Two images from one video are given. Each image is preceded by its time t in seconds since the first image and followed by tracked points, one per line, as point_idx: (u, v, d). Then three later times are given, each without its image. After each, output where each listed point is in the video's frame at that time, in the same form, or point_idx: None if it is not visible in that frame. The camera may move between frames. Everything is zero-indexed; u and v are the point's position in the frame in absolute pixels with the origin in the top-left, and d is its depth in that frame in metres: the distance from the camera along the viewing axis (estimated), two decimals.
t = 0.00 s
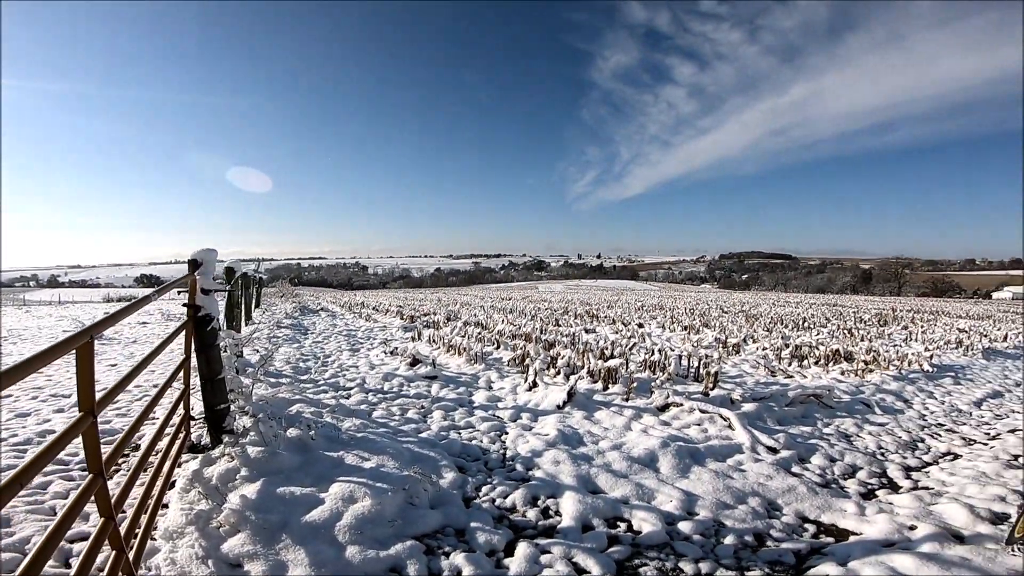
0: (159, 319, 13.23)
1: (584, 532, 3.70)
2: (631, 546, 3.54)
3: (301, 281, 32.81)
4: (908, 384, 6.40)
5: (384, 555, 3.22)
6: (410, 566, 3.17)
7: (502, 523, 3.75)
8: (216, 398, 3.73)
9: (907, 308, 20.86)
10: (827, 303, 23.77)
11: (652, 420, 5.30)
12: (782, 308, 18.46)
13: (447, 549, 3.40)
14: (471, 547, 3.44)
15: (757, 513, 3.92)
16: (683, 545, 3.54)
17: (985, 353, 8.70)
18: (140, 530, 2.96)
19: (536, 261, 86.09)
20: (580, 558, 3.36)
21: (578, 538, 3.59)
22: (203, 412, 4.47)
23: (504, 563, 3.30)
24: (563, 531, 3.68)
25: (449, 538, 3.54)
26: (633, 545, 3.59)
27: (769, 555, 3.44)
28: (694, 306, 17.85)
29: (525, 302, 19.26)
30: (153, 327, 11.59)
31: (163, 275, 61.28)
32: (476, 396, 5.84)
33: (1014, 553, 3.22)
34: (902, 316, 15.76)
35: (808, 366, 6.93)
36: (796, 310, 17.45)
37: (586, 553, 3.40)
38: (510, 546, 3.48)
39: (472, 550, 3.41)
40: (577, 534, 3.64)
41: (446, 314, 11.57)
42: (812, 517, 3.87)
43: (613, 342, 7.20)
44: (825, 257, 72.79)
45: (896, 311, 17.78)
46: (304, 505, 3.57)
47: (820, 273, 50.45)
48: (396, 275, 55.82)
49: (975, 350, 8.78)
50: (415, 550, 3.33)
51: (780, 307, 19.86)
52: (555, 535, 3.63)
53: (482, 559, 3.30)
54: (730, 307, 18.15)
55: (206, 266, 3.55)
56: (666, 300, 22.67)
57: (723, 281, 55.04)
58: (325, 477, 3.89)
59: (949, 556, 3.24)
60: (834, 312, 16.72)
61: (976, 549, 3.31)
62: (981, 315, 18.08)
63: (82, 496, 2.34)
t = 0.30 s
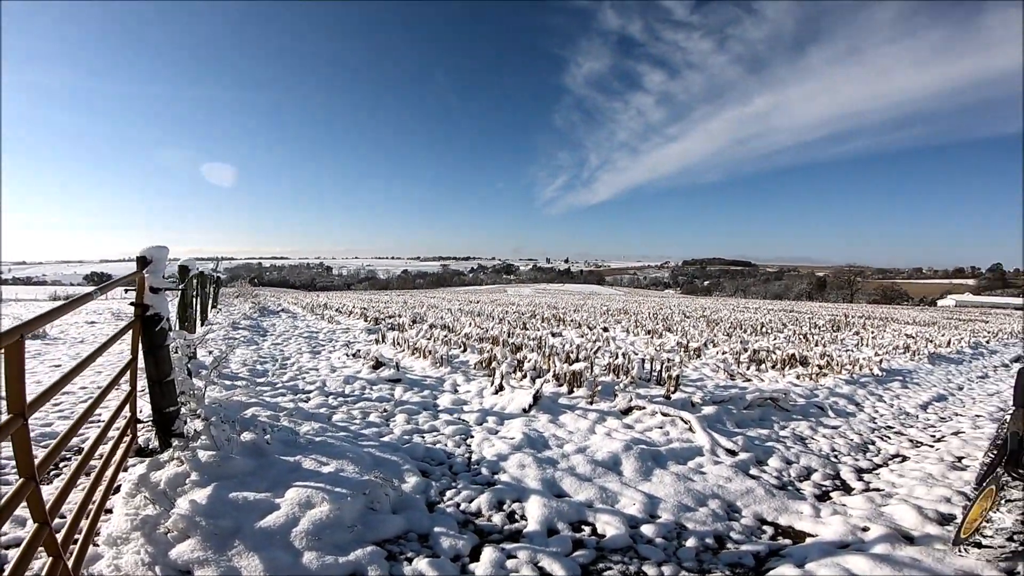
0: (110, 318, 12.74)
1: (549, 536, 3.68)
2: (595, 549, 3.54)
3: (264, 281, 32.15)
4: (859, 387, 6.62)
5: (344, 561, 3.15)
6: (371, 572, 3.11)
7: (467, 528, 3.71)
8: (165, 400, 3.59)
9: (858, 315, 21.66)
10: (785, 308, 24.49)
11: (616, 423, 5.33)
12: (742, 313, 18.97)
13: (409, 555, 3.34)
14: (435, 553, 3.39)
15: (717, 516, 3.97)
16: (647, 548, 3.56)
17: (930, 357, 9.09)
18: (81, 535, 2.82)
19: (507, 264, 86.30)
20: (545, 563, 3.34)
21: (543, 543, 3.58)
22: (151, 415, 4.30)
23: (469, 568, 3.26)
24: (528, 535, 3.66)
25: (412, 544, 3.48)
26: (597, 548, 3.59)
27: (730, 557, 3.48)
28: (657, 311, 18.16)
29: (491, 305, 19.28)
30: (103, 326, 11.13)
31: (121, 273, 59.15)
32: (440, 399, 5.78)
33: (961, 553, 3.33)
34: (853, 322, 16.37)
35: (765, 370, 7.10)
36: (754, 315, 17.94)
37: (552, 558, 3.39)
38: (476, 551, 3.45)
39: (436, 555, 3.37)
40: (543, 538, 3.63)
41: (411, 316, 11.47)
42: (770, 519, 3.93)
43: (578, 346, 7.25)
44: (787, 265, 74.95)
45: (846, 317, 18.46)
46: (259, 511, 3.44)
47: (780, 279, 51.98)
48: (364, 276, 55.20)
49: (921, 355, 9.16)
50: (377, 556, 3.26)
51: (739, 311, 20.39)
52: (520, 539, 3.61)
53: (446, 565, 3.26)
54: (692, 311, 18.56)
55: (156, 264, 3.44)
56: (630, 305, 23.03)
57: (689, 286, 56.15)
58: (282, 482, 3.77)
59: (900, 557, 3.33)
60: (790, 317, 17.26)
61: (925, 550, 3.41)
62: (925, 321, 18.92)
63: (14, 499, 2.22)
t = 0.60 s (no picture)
0: (69, 316, 12.34)
1: (518, 542, 3.63)
2: (563, 555, 3.50)
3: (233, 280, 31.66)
4: (822, 393, 6.74)
5: (302, 567, 3.06)
6: None
7: (433, 533, 3.64)
8: (117, 400, 3.48)
9: (824, 322, 22.18)
10: (755, 315, 24.97)
11: (585, 427, 5.33)
12: (711, 319, 19.31)
13: (372, 560, 3.27)
14: (399, 558, 3.33)
15: (683, 521, 3.97)
16: (614, 554, 3.53)
17: (889, 364, 9.33)
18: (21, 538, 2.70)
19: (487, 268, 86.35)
20: (513, 568, 3.29)
21: (512, 548, 3.52)
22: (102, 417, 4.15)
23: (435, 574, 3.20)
24: (497, 541, 3.61)
25: (375, 549, 3.41)
26: (565, 554, 3.55)
27: (696, 563, 3.47)
28: (629, 315, 18.35)
29: (465, 308, 19.24)
30: (61, 324, 10.77)
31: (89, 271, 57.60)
32: (409, 403, 5.71)
33: (919, 558, 3.35)
34: (818, 329, 16.74)
35: (733, 375, 7.19)
36: (723, 321, 18.25)
37: (519, 564, 3.34)
38: (442, 557, 3.39)
39: (401, 561, 3.30)
40: (511, 544, 3.57)
41: (383, 318, 11.38)
42: (735, 524, 3.94)
43: (550, 350, 7.26)
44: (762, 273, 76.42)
45: (812, 324, 18.89)
46: (214, 515, 3.33)
47: (754, 287, 52.93)
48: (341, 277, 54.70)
49: (882, 361, 9.40)
50: (338, 562, 3.18)
51: (709, 317, 20.72)
52: (488, 545, 3.55)
53: (411, 571, 3.19)
54: (662, 317, 18.82)
55: (109, 259, 3.34)
56: (604, 309, 23.23)
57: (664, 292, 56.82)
58: (240, 486, 3.67)
59: (862, 563, 3.35)
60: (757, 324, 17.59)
61: (886, 555, 3.44)
62: (886, 330, 19.49)
63: None
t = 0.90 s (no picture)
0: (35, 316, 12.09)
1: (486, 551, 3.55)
2: (533, 564, 3.44)
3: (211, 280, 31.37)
4: (790, 402, 6.84)
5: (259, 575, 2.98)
6: None
7: (400, 540, 3.55)
8: (70, 401, 3.40)
9: (798, 331, 22.51)
10: (731, 324, 25.28)
11: (557, 434, 5.31)
12: (686, 327, 19.58)
13: (334, 567, 3.19)
14: (363, 566, 3.26)
15: (651, 529, 3.93)
16: (582, 562, 3.48)
17: (857, 372, 9.50)
18: None
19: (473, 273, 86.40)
20: None
21: (481, 556, 3.44)
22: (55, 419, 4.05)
23: None
24: (466, 549, 3.53)
25: (338, 556, 3.32)
26: (535, 562, 3.48)
27: (663, 571, 3.43)
28: (606, 322, 18.52)
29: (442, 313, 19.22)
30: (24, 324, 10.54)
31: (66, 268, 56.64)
32: (379, 408, 5.66)
33: (881, 567, 3.25)
34: (790, 338, 17.02)
35: (704, 383, 7.25)
36: (698, 329, 18.47)
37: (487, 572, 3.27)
38: (409, 564, 3.31)
39: (365, 569, 3.23)
40: (480, 552, 3.49)
41: (357, 321, 11.34)
42: (702, 533, 3.90)
43: (525, 357, 7.30)
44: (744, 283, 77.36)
45: (783, 333, 19.19)
46: (169, 519, 3.25)
47: (736, 295, 53.57)
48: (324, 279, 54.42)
49: (849, 370, 9.56)
50: (296, 569, 3.09)
51: (685, 326, 20.95)
52: (456, 553, 3.47)
53: None
54: (638, 324, 19.03)
55: (66, 258, 3.29)
56: (583, 315, 23.40)
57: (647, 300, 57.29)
58: (197, 490, 3.59)
59: (825, 571, 3.28)
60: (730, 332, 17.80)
61: (848, 563, 3.35)
62: (856, 339, 19.92)
63: None
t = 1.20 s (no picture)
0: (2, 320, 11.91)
1: (455, 559, 3.39)
2: (502, 572, 3.28)
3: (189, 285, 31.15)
4: (761, 408, 6.93)
5: None
6: None
7: (366, 548, 3.42)
8: (23, 405, 3.32)
9: (773, 338, 22.90)
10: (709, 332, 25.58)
11: (531, 441, 5.29)
12: (663, 334, 19.85)
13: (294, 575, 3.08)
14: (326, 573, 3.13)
15: (622, 536, 3.81)
16: (554, 570, 3.33)
17: (827, 379, 9.65)
18: None
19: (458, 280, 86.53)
20: None
21: (450, 564, 3.30)
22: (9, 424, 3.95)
23: None
24: (435, 557, 3.37)
25: (301, 564, 3.21)
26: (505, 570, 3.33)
27: None
28: (585, 329, 18.73)
29: (420, 319, 19.25)
30: None
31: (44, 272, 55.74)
32: (350, 414, 5.61)
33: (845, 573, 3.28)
34: (764, 345, 17.29)
35: (678, 390, 7.32)
36: (675, 337, 18.68)
37: None
38: (375, 572, 3.19)
39: None
40: (450, 560, 3.35)
41: (331, 326, 11.34)
42: (673, 539, 3.82)
43: (500, 364, 7.37)
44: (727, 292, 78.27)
45: (757, 341, 19.48)
46: (125, 525, 3.15)
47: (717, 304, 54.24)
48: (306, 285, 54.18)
49: (819, 377, 9.68)
50: None
51: (663, 333, 21.18)
52: (425, 561, 3.32)
53: None
54: (616, 331, 19.27)
55: (20, 259, 3.25)
56: (563, 323, 23.60)
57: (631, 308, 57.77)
58: (155, 497, 3.50)
59: None
60: (705, 339, 18.02)
61: (815, 570, 3.36)
62: (828, 346, 20.32)
63: None
